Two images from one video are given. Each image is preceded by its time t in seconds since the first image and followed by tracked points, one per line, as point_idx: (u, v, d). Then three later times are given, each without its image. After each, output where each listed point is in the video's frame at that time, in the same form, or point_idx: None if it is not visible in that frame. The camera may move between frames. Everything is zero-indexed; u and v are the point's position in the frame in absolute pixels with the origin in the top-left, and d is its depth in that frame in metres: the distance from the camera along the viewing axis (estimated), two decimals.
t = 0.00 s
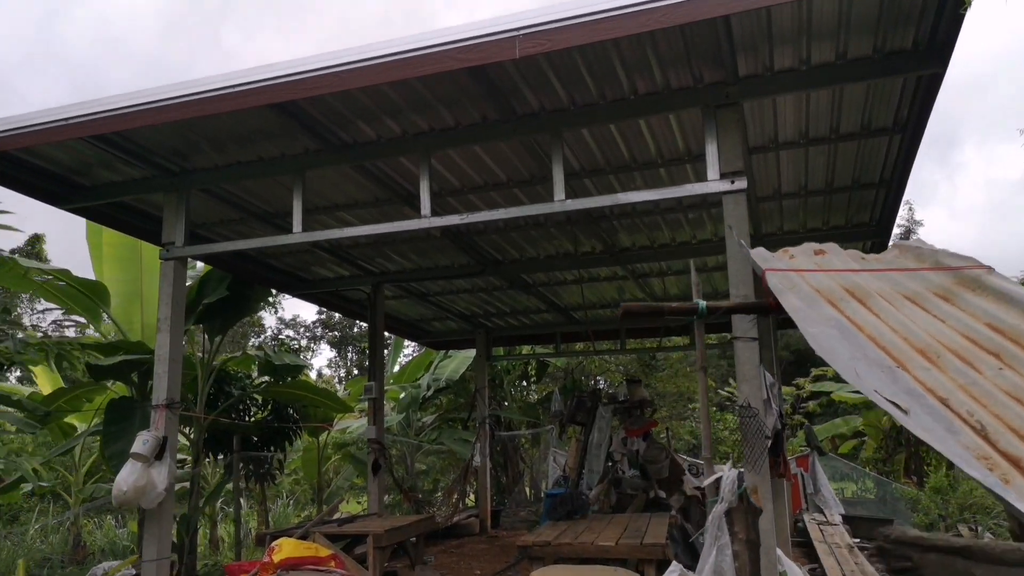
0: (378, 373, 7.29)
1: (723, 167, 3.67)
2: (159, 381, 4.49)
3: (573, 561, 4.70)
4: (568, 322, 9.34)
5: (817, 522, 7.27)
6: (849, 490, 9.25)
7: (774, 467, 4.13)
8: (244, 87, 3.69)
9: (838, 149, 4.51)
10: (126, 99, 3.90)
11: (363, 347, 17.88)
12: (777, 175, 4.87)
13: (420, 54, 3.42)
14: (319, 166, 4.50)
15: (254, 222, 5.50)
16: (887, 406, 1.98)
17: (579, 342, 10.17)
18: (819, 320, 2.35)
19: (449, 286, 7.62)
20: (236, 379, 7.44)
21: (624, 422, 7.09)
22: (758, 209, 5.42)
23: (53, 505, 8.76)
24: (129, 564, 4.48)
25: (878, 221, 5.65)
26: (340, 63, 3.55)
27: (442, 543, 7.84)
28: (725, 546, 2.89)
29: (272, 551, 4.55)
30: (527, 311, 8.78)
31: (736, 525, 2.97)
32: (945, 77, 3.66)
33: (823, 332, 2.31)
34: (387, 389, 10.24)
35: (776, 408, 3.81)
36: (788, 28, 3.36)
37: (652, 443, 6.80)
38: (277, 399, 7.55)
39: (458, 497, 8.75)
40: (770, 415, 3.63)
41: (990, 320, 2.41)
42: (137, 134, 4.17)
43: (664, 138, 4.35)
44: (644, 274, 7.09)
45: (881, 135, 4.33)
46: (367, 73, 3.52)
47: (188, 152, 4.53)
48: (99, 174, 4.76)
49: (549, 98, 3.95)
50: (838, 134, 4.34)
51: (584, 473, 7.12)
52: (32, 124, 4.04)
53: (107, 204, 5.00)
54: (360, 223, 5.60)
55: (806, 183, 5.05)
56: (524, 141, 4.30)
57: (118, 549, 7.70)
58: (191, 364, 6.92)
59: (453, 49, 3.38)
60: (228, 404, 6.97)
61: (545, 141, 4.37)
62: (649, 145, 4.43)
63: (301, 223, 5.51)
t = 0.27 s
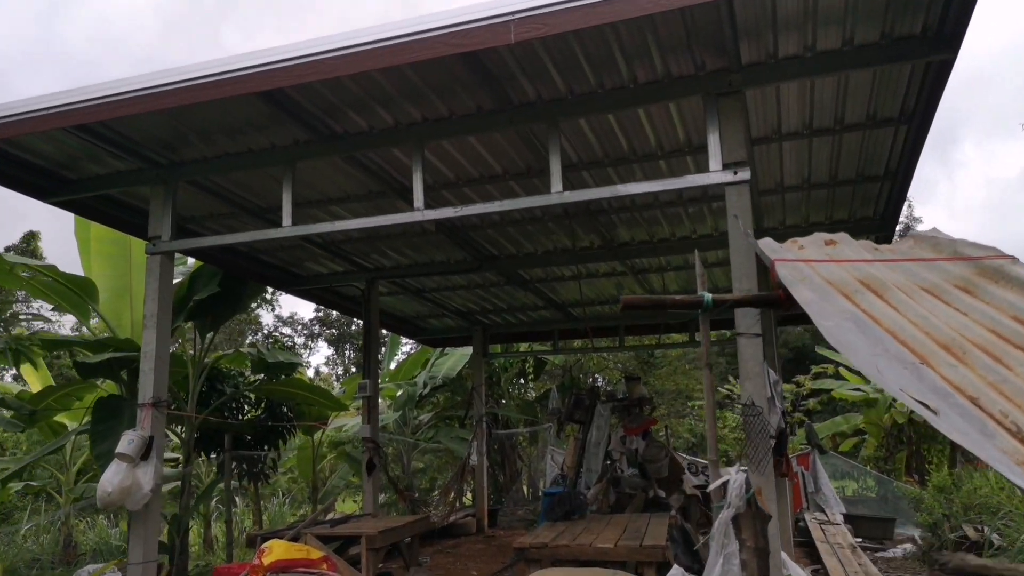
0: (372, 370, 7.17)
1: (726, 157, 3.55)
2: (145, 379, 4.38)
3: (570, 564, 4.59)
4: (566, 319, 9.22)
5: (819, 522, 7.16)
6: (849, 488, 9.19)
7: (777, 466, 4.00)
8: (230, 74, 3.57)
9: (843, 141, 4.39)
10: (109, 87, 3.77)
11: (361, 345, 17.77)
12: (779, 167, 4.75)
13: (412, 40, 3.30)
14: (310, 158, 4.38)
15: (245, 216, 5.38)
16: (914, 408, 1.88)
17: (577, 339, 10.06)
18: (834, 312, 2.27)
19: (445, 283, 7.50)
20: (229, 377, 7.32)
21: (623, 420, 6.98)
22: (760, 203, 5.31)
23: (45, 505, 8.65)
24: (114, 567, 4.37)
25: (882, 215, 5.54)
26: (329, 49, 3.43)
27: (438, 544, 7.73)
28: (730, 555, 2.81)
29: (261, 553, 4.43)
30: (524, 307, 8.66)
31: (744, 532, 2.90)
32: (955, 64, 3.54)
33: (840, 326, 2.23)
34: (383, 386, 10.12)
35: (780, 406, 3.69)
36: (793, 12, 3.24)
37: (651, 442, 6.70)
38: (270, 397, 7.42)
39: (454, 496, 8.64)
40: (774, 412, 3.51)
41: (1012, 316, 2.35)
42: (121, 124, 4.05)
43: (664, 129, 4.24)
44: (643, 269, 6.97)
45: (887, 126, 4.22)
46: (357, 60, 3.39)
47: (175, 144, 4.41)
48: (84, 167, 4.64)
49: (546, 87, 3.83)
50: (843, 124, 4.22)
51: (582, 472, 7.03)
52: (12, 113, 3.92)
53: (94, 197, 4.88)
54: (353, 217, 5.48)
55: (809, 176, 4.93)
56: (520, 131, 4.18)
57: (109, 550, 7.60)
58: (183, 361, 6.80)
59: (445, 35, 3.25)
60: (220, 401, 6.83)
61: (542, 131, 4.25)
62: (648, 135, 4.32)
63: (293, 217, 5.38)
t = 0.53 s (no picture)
0: (367, 372, 7.06)
1: (729, 154, 3.45)
2: (133, 383, 4.28)
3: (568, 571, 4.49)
4: (565, 320, 9.11)
5: (820, 526, 7.06)
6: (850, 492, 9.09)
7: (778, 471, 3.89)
8: (218, 67, 3.46)
9: (848, 138, 4.30)
10: (93, 81, 3.66)
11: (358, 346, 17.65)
12: (783, 166, 4.65)
13: (405, 31, 3.19)
14: (302, 155, 4.27)
15: (237, 215, 5.27)
16: (943, 414, 1.75)
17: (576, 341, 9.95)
18: (852, 313, 2.19)
19: (442, 283, 7.39)
20: (222, 379, 7.22)
21: (622, 423, 6.84)
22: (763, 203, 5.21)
23: (35, 508, 8.53)
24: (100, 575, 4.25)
25: (887, 215, 5.44)
26: (321, 41, 3.32)
27: (435, 549, 7.61)
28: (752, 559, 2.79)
29: (251, 561, 4.31)
30: (522, 309, 8.55)
31: (753, 548, 2.76)
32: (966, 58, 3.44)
33: (858, 327, 2.15)
34: (380, 389, 10.01)
35: (783, 409, 3.59)
36: (801, 3, 3.13)
37: (650, 445, 6.60)
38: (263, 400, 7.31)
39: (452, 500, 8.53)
40: (779, 416, 3.40)
41: None
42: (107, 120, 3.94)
43: (665, 126, 4.14)
44: (643, 270, 6.87)
45: (894, 123, 4.12)
46: (349, 52, 3.29)
47: (163, 140, 4.30)
48: (71, 165, 4.53)
49: (544, 82, 3.73)
50: (849, 121, 4.12)
51: (580, 476, 6.89)
52: None
53: (81, 196, 4.77)
54: (347, 217, 5.37)
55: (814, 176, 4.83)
56: (518, 127, 4.07)
57: (100, 554, 7.48)
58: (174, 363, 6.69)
59: (440, 26, 3.15)
60: (214, 403, 6.73)
61: (540, 128, 4.15)
62: (649, 132, 4.21)
63: (285, 216, 5.27)
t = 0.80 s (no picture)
0: (366, 374, 6.98)
1: (734, 152, 3.38)
2: (127, 384, 4.22)
3: None
4: (565, 322, 9.03)
5: (822, 531, 6.98)
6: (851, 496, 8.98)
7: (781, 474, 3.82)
8: (212, 63, 3.39)
9: (854, 137, 4.23)
10: (85, 77, 3.60)
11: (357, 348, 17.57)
12: (787, 164, 4.58)
13: (403, 26, 3.12)
14: (298, 153, 4.20)
15: (233, 214, 5.21)
16: (974, 418, 1.70)
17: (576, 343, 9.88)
18: (871, 312, 2.14)
19: (442, 284, 7.32)
20: (218, 381, 7.15)
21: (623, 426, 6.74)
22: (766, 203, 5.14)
23: (30, 510, 8.45)
24: None
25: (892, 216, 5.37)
26: (317, 36, 3.25)
27: (433, 553, 7.54)
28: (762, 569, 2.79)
29: (246, 565, 4.24)
30: (522, 310, 8.48)
31: (764, 557, 2.79)
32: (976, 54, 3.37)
33: (878, 327, 2.09)
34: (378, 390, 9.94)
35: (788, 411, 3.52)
36: None
37: (652, 448, 6.54)
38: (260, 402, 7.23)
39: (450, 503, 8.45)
40: (784, 418, 3.33)
41: None
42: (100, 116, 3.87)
43: (668, 123, 4.07)
44: (644, 272, 6.80)
45: (901, 122, 4.05)
46: (346, 46, 3.22)
47: (158, 138, 4.23)
48: (64, 163, 4.47)
49: (545, 79, 3.66)
50: (855, 119, 4.05)
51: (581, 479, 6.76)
52: None
53: (75, 194, 4.70)
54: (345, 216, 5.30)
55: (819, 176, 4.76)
56: (518, 124, 4.00)
57: (95, 557, 7.41)
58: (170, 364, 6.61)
59: (439, 20, 3.08)
60: (210, 405, 6.66)
61: (541, 125, 4.08)
62: (651, 130, 4.15)
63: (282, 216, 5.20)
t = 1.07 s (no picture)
0: (366, 373, 6.89)
1: (747, 144, 3.29)
2: (122, 382, 4.12)
3: None
4: (567, 321, 8.94)
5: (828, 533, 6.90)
6: (855, 497, 8.85)
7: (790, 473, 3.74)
8: (210, 51, 3.30)
9: (866, 131, 4.14)
10: (80, 66, 3.51)
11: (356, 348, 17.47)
12: (798, 159, 4.49)
13: (406, 13, 3.03)
14: (298, 146, 4.11)
15: (231, 209, 5.12)
16: None
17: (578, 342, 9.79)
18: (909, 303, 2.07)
19: (443, 282, 7.22)
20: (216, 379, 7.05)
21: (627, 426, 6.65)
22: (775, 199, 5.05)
23: (25, 509, 8.35)
24: None
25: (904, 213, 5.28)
26: (317, 23, 3.16)
27: (434, 554, 7.45)
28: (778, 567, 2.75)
29: (244, 566, 4.15)
30: (524, 309, 8.40)
31: (793, 563, 2.85)
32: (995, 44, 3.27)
33: (918, 318, 2.02)
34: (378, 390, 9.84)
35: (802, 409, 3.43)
36: None
37: (656, 449, 6.46)
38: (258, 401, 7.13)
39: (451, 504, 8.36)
40: (799, 414, 3.25)
41: None
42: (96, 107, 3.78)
43: (677, 116, 3.98)
44: (648, 270, 6.71)
45: (914, 115, 3.97)
46: (347, 34, 3.13)
47: (155, 130, 4.14)
48: (59, 155, 4.38)
49: (551, 69, 3.57)
50: (868, 112, 3.96)
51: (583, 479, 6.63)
52: None
53: (70, 187, 4.61)
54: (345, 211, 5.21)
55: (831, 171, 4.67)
56: (523, 117, 3.91)
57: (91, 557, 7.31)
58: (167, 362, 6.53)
59: (443, 7, 2.99)
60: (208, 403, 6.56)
61: (546, 118, 4.00)
62: (659, 123, 4.05)
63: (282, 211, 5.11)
